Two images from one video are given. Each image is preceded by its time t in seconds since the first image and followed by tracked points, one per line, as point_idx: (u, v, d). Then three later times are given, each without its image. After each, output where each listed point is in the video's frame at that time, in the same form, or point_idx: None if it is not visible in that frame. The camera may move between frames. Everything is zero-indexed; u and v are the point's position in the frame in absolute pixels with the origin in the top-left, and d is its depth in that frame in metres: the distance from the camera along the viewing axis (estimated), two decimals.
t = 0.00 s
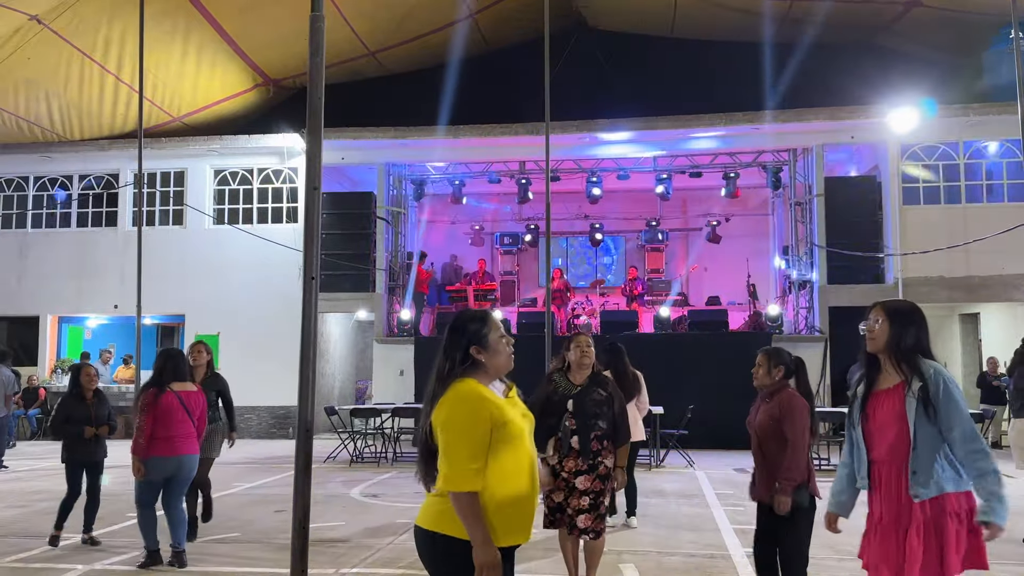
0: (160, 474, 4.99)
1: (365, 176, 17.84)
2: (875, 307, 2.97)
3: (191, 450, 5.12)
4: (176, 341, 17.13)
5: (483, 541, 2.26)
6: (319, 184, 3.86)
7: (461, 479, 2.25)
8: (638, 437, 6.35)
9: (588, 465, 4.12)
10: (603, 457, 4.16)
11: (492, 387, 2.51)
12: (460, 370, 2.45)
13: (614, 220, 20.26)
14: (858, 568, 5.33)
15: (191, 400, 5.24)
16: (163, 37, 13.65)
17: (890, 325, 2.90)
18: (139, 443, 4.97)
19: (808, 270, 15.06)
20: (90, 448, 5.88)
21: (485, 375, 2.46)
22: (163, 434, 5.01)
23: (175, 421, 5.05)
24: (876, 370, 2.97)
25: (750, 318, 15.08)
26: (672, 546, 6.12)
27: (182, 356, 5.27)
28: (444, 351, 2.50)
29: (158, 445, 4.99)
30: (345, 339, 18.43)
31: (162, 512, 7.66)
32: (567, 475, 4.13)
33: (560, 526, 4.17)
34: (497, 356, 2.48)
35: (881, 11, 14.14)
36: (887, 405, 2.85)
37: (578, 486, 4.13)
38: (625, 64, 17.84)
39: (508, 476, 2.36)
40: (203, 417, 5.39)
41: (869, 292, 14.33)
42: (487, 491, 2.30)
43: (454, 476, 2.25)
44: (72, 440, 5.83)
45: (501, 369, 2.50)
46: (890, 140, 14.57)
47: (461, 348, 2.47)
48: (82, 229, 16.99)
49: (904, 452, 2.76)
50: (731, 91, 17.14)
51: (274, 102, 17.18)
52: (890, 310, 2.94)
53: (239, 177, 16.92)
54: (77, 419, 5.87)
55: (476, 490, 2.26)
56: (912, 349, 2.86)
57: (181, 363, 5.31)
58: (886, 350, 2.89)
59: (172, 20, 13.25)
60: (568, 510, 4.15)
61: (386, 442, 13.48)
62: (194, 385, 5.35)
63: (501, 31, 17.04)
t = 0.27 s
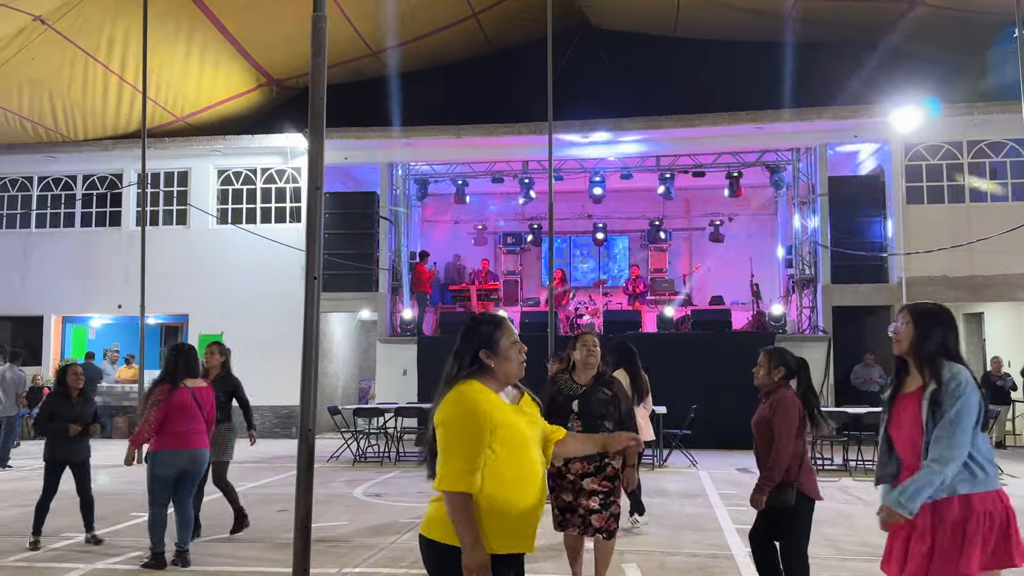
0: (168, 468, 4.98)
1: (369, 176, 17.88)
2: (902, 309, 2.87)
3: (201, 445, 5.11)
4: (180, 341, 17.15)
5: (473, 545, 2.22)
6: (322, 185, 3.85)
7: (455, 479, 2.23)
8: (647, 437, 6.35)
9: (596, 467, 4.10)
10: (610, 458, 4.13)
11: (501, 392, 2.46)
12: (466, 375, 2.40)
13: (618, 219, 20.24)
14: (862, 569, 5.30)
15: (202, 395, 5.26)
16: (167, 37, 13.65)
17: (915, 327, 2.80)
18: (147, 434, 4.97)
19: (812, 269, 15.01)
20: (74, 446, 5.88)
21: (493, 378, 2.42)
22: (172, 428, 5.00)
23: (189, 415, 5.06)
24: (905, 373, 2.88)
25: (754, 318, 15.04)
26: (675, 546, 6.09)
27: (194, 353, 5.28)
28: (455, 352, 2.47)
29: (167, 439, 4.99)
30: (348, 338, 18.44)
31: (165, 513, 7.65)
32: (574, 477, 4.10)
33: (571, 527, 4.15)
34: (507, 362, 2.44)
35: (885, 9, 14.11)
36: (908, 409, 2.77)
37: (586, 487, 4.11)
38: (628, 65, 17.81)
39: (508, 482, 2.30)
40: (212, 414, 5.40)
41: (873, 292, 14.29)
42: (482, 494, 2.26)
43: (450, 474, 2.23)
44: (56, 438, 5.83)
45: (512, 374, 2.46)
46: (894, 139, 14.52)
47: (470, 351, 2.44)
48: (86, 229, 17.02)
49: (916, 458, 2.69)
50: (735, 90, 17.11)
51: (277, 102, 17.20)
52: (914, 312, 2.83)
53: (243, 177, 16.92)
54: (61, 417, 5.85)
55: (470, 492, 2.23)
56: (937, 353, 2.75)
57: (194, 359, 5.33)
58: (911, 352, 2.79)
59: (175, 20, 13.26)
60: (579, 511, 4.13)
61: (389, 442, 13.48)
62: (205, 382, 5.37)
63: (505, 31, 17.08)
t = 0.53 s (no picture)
0: (180, 477, 4.99)
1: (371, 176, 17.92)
2: (946, 319, 2.86)
3: (212, 453, 5.13)
4: (183, 340, 17.18)
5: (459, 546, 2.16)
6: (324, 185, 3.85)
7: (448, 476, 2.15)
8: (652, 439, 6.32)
9: (610, 473, 4.02)
10: (629, 461, 4.08)
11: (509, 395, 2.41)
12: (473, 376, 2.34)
13: (620, 219, 20.24)
14: (863, 568, 5.29)
15: (214, 402, 5.25)
16: (170, 37, 13.67)
17: (957, 338, 2.80)
18: (163, 442, 4.99)
19: (815, 269, 14.98)
20: (52, 453, 5.86)
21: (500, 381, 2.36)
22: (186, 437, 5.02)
23: (200, 423, 5.06)
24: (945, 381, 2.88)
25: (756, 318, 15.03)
26: (677, 547, 6.08)
27: (205, 360, 5.23)
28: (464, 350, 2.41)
29: (180, 447, 5.00)
30: (351, 338, 18.46)
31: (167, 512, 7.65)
32: (592, 482, 4.01)
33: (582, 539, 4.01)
34: (515, 364, 2.38)
35: (888, 9, 14.09)
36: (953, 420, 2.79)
37: (604, 494, 4.01)
38: (631, 65, 17.81)
39: (508, 486, 2.21)
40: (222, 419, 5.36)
41: (876, 291, 14.27)
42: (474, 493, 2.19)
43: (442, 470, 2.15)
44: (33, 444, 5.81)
45: (520, 376, 2.40)
46: (896, 138, 14.50)
47: (478, 349, 2.37)
48: (89, 229, 17.05)
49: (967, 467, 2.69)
50: (737, 90, 17.11)
51: (279, 102, 17.23)
52: (958, 322, 2.83)
53: (246, 177, 16.95)
54: (40, 423, 5.84)
55: (462, 493, 2.16)
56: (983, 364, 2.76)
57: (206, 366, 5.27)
58: (955, 364, 2.80)
59: (179, 20, 13.28)
60: (591, 521, 4.01)
61: (391, 441, 13.48)
62: (217, 388, 5.34)
63: (507, 31, 17.09)
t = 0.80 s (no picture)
0: (195, 469, 4.93)
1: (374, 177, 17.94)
2: (970, 308, 2.93)
3: (224, 446, 5.16)
4: (186, 340, 17.21)
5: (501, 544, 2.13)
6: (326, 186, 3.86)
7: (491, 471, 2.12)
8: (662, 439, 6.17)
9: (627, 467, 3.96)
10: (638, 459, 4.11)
11: (540, 396, 2.42)
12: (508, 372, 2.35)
13: (623, 219, 20.24)
14: (866, 568, 5.29)
15: (223, 397, 5.28)
16: (173, 37, 13.69)
17: (986, 327, 2.87)
18: (177, 434, 4.87)
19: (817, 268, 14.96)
20: (48, 447, 5.87)
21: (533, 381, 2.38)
22: (199, 429, 4.98)
23: (211, 416, 5.07)
24: (969, 370, 2.93)
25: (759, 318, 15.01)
26: (680, 546, 6.08)
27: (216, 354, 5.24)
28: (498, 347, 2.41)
29: (194, 440, 4.95)
30: (353, 338, 18.46)
31: (169, 512, 7.66)
32: (612, 480, 3.95)
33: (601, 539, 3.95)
34: (549, 364, 2.39)
35: (890, 9, 14.09)
36: (987, 408, 2.82)
37: (621, 491, 3.98)
38: (633, 64, 17.80)
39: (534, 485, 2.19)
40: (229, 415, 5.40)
41: (879, 291, 14.25)
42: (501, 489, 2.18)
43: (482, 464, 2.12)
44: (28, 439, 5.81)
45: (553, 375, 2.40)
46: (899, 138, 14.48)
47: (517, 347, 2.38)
48: (92, 229, 17.08)
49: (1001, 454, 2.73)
50: (739, 90, 17.13)
51: (282, 102, 17.26)
52: (983, 311, 2.90)
53: (248, 177, 16.98)
54: (35, 418, 5.86)
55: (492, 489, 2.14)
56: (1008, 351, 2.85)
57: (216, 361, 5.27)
58: (986, 353, 2.85)
59: (181, 21, 13.30)
60: (610, 520, 3.96)
61: (393, 441, 13.47)
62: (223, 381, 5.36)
63: (509, 31, 17.10)
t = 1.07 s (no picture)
0: (206, 475, 4.93)
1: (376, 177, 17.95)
2: (993, 318, 3.00)
3: (234, 453, 5.15)
4: (188, 341, 17.23)
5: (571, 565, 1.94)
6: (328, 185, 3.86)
7: (546, 490, 1.94)
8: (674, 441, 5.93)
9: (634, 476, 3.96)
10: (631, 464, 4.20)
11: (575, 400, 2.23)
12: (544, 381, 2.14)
13: (625, 219, 20.23)
14: (868, 568, 5.28)
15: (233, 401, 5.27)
16: (175, 37, 13.70)
17: (1007, 336, 2.94)
18: (189, 440, 4.87)
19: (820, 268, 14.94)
20: (53, 452, 5.88)
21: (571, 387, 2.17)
22: (212, 436, 4.98)
23: (222, 422, 5.06)
24: (987, 379, 3.00)
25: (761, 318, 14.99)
26: (683, 547, 6.07)
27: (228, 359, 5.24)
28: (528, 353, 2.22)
29: (207, 446, 4.94)
30: (355, 338, 18.45)
31: (171, 512, 7.65)
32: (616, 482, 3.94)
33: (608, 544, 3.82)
34: (582, 365, 2.19)
35: (893, 8, 14.07)
36: (1010, 414, 2.87)
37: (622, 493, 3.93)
38: (635, 64, 17.79)
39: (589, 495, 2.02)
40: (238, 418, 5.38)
41: (881, 291, 14.23)
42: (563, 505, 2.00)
43: (538, 484, 1.94)
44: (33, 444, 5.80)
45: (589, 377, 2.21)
46: (902, 138, 14.45)
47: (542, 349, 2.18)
48: (94, 229, 17.10)
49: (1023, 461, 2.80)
50: (741, 90, 17.12)
51: (284, 103, 17.28)
52: (1004, 321, 2.98)
53: (251, 177, 17.00)
54: (40, 423, 5.83)
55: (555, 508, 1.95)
56: None
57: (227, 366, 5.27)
58: (1007, 361, 2.92)
59: (183, 21, 13.30)
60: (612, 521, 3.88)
61: (395, 441, 13.47)
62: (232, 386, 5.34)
63: (511, 32, 17.13)
